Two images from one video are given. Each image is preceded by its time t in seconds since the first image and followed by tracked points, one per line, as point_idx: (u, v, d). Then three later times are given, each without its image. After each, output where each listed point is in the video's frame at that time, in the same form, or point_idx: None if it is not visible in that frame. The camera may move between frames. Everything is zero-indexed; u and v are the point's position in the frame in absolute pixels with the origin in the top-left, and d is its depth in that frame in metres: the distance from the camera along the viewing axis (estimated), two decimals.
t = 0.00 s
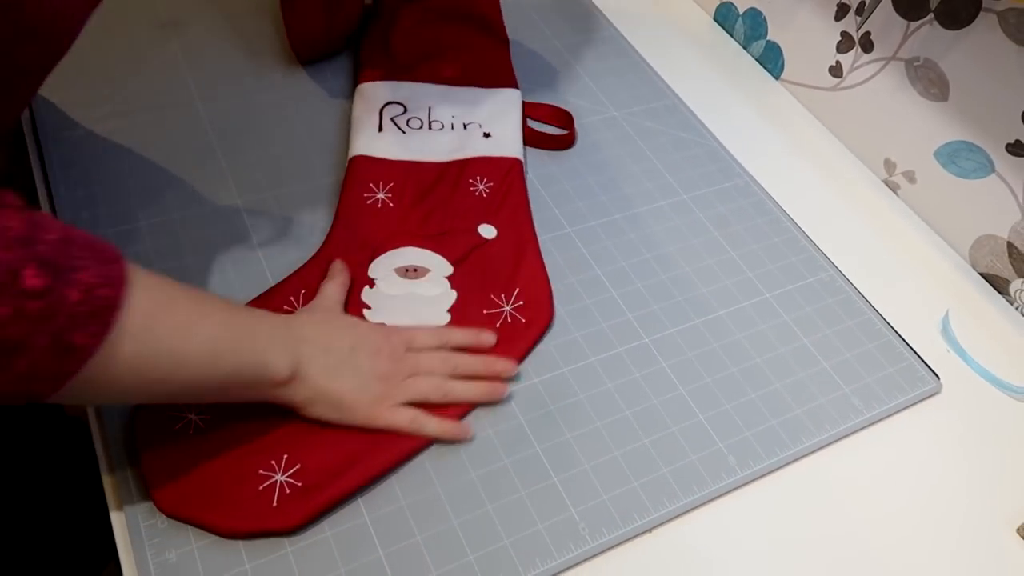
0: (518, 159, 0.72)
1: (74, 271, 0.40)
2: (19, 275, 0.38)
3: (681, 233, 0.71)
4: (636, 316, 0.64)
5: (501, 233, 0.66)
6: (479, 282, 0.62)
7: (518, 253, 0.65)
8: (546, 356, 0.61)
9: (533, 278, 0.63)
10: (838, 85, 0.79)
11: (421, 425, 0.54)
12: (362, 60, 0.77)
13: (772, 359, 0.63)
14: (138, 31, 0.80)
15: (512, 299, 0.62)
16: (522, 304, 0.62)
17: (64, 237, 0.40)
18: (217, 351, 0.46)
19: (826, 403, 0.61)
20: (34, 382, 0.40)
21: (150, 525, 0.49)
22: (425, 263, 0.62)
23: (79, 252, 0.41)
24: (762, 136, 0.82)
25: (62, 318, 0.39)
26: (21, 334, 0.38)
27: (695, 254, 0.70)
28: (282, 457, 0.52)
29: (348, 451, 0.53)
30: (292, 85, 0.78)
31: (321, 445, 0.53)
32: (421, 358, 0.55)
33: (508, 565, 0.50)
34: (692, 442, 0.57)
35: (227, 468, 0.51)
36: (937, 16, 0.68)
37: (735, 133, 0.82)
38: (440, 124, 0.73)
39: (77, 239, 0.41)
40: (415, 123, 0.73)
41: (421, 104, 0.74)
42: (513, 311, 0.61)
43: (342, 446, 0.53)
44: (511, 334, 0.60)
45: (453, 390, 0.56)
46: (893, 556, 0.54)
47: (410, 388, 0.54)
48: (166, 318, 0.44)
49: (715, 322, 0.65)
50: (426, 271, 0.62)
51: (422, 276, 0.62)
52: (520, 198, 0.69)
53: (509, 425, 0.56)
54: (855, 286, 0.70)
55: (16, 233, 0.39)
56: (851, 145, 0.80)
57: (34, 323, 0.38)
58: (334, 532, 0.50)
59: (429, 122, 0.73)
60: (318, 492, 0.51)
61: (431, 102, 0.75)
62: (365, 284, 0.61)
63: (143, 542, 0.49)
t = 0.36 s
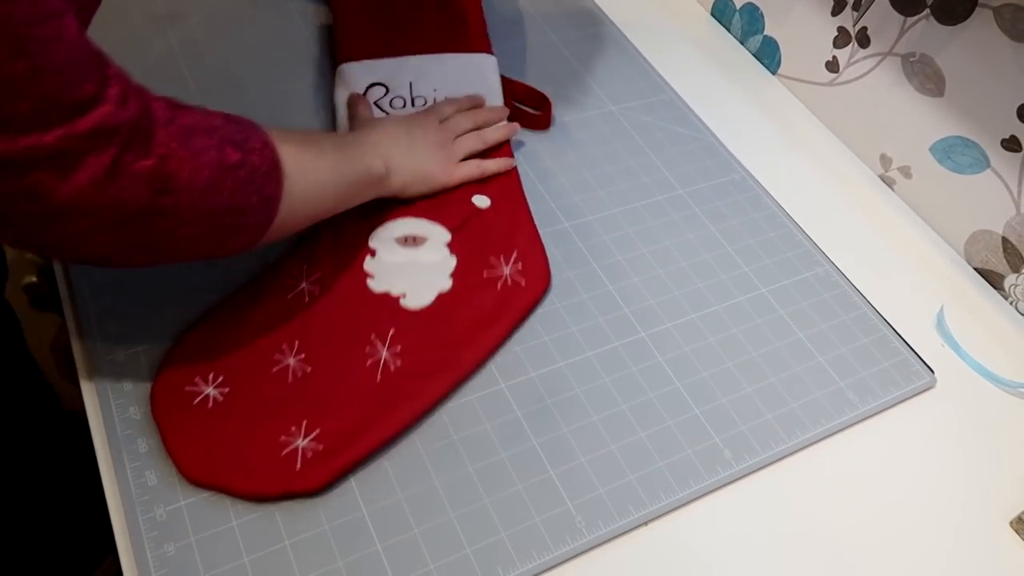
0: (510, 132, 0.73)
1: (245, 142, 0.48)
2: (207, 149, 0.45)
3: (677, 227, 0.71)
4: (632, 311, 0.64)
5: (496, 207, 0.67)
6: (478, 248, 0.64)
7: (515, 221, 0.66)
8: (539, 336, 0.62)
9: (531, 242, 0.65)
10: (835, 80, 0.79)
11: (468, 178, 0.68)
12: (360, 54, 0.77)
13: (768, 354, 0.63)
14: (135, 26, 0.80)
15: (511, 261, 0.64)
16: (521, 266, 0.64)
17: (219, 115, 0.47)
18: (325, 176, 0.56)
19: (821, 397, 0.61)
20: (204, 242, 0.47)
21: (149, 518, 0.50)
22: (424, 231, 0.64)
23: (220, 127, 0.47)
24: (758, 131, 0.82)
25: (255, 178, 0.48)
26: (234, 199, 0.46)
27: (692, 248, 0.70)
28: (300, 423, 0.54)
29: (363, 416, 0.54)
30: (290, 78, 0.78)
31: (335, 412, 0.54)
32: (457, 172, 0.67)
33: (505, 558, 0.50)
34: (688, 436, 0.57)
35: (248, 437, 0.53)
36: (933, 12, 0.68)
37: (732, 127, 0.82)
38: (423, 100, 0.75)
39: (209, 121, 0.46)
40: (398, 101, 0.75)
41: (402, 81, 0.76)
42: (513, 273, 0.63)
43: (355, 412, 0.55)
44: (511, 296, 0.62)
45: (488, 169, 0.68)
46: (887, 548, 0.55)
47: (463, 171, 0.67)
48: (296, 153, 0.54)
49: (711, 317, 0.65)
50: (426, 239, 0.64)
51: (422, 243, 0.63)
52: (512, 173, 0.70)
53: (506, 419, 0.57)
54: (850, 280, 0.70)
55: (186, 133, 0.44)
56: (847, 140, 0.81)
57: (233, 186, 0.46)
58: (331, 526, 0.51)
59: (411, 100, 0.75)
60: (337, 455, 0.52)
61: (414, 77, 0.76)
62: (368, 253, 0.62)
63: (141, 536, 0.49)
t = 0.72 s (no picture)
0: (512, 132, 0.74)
1: (260, 131, 0.50)
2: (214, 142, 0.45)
3: (679, 227, 0.71)
4: (634, 310, 0.65)
5: (498, 204, 0.68)
6: (480, 244, 0.65)
7: (518, 217, 0.67)
8: (540, 332, 0.62)
9: (534, 239, 0.66)
10: (836, 80, 0.80)
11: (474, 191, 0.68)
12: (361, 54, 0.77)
13: (770, 353, 0.63)
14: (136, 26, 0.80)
15: (513, 258, 0.64)
16: (524, 264, 0.64)
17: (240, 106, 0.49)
18: (336, 182, 0.58)
19: (822, 396, 0.61)
20: (211, 225, 0.47)
21: (152, 518, 0.50)
22: (426, 228, 0.65)
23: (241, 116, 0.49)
24: (759, 130, 0.82)
25: (267, 166, 0.50)
26: (245, 184, 0.48)
27: (693, 248, 0.70)
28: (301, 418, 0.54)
29: (363, 410, 0.55)
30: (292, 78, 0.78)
31: (336, 406, 0.55)
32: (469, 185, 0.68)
33: (508, 557, 0.50)
34: (690, 435, 0.58)
35: (248, 429, 0.53)
36: (934, 12, 0.68)
37: (733, 127, 0.82)
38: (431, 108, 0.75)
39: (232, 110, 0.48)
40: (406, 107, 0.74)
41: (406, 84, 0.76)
42: (515, 270, 0.64)
43: (354, 406, 0.55)
44: (513, 291, 0.62)
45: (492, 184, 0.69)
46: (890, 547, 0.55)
47: (467, 185, 0.68)
48: (312, 161, 0.56)
49: (713, 316, 0.65)
50: (428, 236, 0.65)
51: (425, 240, 0.64)
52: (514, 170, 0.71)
53: (508, 419, 0.57)
54: (851, 280, 0.70)
55: (213, 120, 0.46)
56: (848, 139, 0.81)
57: (248, 173, 0.48)
58: (333, 525, 0.51)
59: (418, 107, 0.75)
60: (337, 450, 0.53)
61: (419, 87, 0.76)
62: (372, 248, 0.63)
63: (145, 537, 0.49)
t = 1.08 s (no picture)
0: (524, 142, 0.74)
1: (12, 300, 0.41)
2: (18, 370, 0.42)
3: (681, 226, 0.71)
4: (636, 309, 0.65)
5: (508, 214, 0.68)
6: (489, 257, 0.64)
7: (527, 232, 0.67)
8: (544, 337, 0.62)
9: (541, 255, 0.65)
10: (838, 79, 0.80)
11: (362, 432, 0.53)
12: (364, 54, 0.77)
13: (773, 352, 0.63)
14: (138, 24, 0.80)
15: (519, 273, 0.64)
16: (529, 279, 0.64)
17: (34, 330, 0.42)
18: (132, 377, 0.46)
19: (824, 395, 0.61)
20: None
21: (157, 516, 0.50)
22: (433, 238, 0.64)
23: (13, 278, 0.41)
24: (761, 129, 0.82)
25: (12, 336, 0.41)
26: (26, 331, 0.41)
27: (695, 247, 0.70)
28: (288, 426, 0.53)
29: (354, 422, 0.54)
30: (294, 76, 0.78)
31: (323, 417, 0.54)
32: (373, 362, 0.56)
33: (511, 556, 0.51)
34: (693, 435, 0.58)
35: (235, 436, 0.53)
36: (937, 10, 0.68)
37: (735, 126, 0.82)
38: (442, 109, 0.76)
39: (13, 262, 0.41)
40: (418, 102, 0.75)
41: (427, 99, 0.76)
42: (520, 285, 0.63)
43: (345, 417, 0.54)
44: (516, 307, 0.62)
45: (412, 442, 0.54)
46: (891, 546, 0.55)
47: (334, 445, 0.52)
48: (115, 332, 0.46)
49: (716, 315, 0.65)
50: (436, 246, 0.64)
51: (434, 249, 0.64)
52: (525, 181, 0.71)
53: (511, 418, 0.57)
54: (853, 279, 0.70)
55: None
56: (849, 138, 0.81)
57: None
58: (336, 522, 0.51)
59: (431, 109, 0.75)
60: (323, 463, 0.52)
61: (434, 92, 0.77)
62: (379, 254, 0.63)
63: (149, 534, 0.49)
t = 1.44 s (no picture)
0: (603, 205, 0.70)
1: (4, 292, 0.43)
2: None
3: (684, 225, 0.71)
4: (640, 309, 0.65)
5: (563, 272, 0.64)
6: (526, 313, 0.61)
7: (573, 297, 0.63)
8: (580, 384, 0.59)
9: (580, 323, 0.61)
10: (841, 77, 0.79)
11: (267, 440, 0.52)
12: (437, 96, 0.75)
13: (777, 351, 0.63)
14: (141, 25, 0.80)
15: (552, 337, 0.60)
16: (562, 345, 0.60)
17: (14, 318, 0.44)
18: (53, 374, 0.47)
19: (828, 394, 0.61)
20: None
21: (161, 518, 0.50)
22: (474, 282, 0.62)
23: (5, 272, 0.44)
24: (763, 128, 0.82)
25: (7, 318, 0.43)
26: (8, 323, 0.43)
27: (699, 246, 0.70)
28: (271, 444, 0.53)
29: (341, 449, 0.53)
30: (297, 77, 0.78)
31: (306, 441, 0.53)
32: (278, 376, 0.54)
33: (514, 556, 0.51)
34: (697, 434, 0.58)
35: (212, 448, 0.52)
36: (940, 7, 0.68)
37: (738, 124, 0.82)
38: (533, 158, 0.73)
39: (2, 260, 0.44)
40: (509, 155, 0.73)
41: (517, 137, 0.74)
42: (550, 350, 0.59)
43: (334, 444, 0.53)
44: (540, 372, 0.58)
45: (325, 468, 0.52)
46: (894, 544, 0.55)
47: (220, 460, 0.51)
48: (32, 342, 0.47)
49: (720, 314, 0.65)
50: (476, 291, 0.62)
51: (473, 295, 0.62)
52: (592, 243, 0.67)
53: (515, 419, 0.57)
54: (857, 278, 0.70)
55: None
56: (852, 135, 0.81)
57: None
58: (340, 522, 0.51)
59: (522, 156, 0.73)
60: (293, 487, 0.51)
61: (528, 138, 0.74)
62: (415, 290, 0.61)
63: (154, 535, 0.49)
